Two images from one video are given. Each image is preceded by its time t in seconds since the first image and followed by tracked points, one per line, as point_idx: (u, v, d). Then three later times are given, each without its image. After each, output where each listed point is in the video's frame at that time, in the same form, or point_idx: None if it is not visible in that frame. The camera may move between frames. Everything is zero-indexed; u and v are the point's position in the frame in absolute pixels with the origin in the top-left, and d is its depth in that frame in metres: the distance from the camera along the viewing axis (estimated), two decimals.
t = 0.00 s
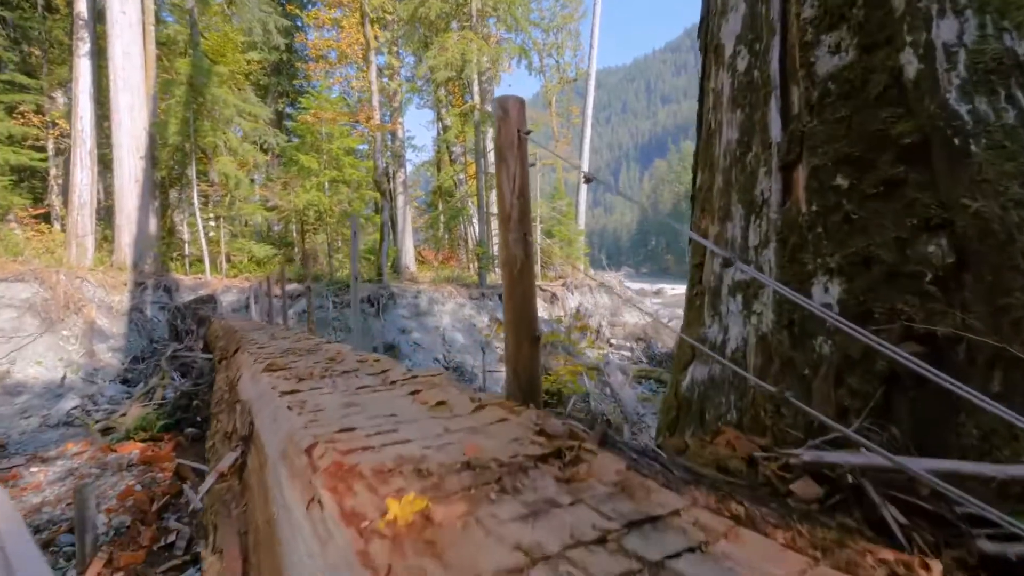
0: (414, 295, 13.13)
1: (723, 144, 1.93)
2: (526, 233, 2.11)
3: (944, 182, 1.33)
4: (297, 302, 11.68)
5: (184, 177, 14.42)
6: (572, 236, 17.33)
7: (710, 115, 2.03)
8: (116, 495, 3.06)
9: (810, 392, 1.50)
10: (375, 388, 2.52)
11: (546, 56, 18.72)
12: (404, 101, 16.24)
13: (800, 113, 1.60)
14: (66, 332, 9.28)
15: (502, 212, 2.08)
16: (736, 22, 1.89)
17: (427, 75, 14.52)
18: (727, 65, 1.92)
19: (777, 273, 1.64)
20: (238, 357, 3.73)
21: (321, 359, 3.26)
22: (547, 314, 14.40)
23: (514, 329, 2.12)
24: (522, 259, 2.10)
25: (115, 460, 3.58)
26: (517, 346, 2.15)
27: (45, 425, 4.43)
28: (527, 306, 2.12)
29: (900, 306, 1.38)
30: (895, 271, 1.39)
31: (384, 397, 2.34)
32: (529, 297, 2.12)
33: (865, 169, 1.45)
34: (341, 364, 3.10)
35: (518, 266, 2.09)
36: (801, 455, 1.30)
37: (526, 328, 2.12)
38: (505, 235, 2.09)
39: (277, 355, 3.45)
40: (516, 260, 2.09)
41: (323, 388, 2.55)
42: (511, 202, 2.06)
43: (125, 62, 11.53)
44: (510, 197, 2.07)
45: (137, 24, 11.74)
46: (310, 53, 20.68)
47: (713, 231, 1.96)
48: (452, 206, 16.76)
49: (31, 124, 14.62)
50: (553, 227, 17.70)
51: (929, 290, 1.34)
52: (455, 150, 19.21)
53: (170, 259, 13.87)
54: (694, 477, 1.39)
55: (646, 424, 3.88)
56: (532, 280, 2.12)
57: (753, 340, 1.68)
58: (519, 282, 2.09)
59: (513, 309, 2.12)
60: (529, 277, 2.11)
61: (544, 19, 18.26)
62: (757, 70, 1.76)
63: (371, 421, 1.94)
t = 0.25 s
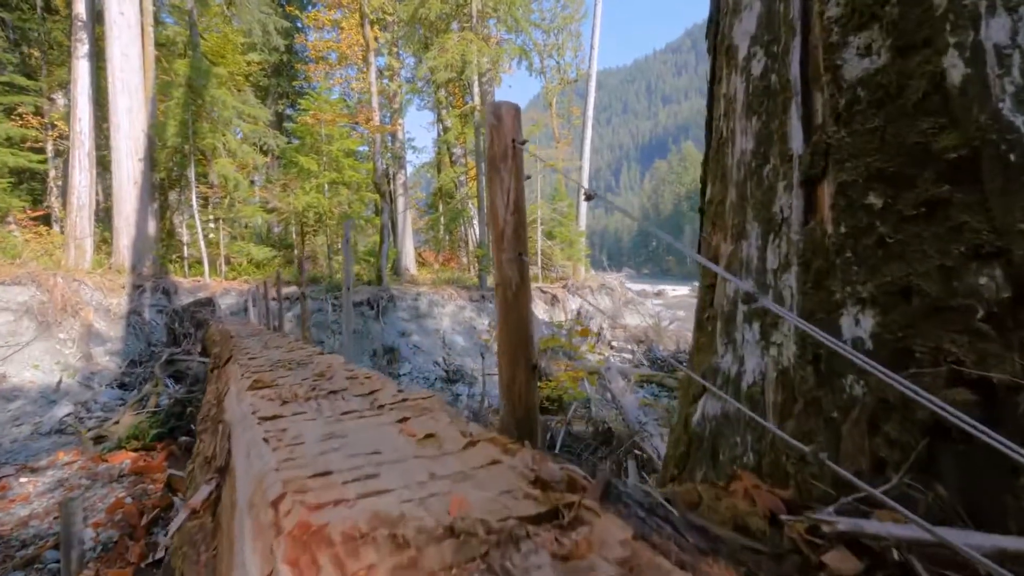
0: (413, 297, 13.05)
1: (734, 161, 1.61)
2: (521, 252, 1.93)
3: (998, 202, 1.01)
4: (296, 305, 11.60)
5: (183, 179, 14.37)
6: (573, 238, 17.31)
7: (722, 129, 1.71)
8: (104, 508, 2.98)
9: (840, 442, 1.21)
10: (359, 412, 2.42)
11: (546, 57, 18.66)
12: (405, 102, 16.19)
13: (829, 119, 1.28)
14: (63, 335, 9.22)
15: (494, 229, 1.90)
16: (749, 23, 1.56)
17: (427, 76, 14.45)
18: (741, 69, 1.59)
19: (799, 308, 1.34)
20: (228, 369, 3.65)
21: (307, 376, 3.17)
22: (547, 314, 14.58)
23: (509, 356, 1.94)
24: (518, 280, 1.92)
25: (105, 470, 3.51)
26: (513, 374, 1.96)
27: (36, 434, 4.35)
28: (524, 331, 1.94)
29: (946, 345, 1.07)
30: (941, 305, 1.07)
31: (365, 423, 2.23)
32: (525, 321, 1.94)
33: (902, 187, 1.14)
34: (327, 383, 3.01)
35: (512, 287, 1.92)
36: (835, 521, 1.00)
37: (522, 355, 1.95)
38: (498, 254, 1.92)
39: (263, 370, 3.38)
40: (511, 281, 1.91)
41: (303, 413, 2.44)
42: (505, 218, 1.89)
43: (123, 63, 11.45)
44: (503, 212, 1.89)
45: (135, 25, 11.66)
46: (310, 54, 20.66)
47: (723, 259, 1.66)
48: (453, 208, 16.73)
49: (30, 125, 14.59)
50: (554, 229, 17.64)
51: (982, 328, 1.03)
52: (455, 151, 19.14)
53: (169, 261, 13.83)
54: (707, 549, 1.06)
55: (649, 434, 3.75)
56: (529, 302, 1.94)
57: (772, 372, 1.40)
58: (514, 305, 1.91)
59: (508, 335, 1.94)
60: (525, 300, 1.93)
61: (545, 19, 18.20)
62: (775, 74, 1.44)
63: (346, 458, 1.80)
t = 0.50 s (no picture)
0: (413, 298, 12.98)
1: (746, 177, 1.20)
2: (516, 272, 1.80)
3: None
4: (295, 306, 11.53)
5: (182, 179, 14.30)
6: (574, 237, 17.28)
7: (725, 146, 1.31)
8: (93, 519, 2.91)
9: (872, 497, 0.86)
10: (345, 435, 2.40)
11: (547, 56, 18.59)
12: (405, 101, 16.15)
13: (860, 132, 0.90)
14: (61, 336, 9.17)
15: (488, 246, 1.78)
16: (765, 18, 1.14)
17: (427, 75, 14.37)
18: (754, 70, 1.17)
19: (822, 346, 0.96)
20: (217, 381, 3.62)
21: (295, 392, 3.14)
22: (548, 314, 14.54)
23: (503, 386, 1.79)
24: (512, 302, 1.78)
25: (98, 477, 3.45)
26: (505, 408, 1.80)
27: (28, 440, 4.29)
28: (518, 359, 1.79)
29: (998, 394, 0.73)
30: (993, 347, 0.74)
31: (349, 450, 2.21)
32: (519, 348, 1.79)
33: (942, 209, 0.80)
34: (314, 399, 2.99)
35: (506, 310, 1.78)
36: None
37: (516, 386, 1.79)
38: (491, 273, 1.79)
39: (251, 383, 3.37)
40: (505, 303, 1.78)
41: (286, 438, 2.40)
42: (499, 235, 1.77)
43: (121, 63, 11.36)
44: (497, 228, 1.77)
45: (133, 24, 11.57)
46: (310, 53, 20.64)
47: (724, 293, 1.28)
48: (453, 208, 16.72)
49: (29, 125, 14.53)
50: (555, 228, 17.58)
51: None
52: (456, 150, 19.06)
53: (168, 261, 13.78)
54: None
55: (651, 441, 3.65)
56: (524, 327, 1.80)
57: (792, 414, 1.01)
58: (508, 330, 1.77)
59: (500, 363, 1.79)
60: (520, 324, 1.79)
61: (546, 18, 18.13)
62: (795, 79, 1.04)
63: (324, 501, 1.75)
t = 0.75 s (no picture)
0: (416, 298, 12.93)
1: (764, 198, 1.06)
2: (511, 301, 1.71)
3: None
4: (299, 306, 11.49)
5: (186, 180, 14.30)
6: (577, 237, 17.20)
7: (741, 161, 1.18)
8: (88, 531, 2.85)
9: None
10: (331, 467, 2.34)
11: (551, 55, 18.50)
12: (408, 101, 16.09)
13: (905, 151, 0.77)
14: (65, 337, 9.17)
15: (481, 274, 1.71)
16: (787, 19, 1.00)
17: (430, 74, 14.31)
18: (775, 77, 1.03)
19: (858, 397, 0.83)
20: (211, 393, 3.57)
21: (286, 411, 3.09)
22: (552, 315, 14.50)
23: (497, 428, 1.70)
24: (507, 334, 1.70)
25: (95, 486, 3.40)
26: (500, 451, 1.70)
27: (26, 445, 4.25)
28: (513, 397, 1.70)
29: None
30: None
31: (334, 488, 2.14)
32: (514, 385, 1.70)
33: (1004, 245, 0.69)
34: (304, 420, 2.94)
35: (501, 343, 1.70)
36: None
37: (511, 428, 1.70)
38: (484, 303, 1.71)
39: (243, 398, 3.34)
40: (500, 336, 1.70)
41: (270, 470, 2.34)
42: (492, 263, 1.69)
43: (124, 63, 11.34)
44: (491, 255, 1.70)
45: (137, 24, 11.54)
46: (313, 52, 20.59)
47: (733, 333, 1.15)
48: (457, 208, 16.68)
49: (32, 125, 14.53)
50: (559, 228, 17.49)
51: None
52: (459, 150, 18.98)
53: (172, 262, 13.78)
54: None
55: (655, 449, 3.58)
56: (520, 361, 1.71)
57: (823, 470, 0.89)
58: (502, 366, 1.69)
59: (493, 402, 1.71)
60: (515, 358, 1.71)
61: (549, 17, 18.04)
62: (822, 88, 0.91)
63: (302, 558, 1.67)
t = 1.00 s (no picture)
0: (428, 300, 12.92)
1: (801, 228, 1.04)
2: (521, 345, 1.67)
3: None
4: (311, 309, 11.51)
5: (201, 182, 14.44)
6: (589, 239, 17.11)
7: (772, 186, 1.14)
8: (97, 541, 2.85)
9: None
10: (332, 504, 2.27)
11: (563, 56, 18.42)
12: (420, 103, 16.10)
13: (970, 186, 0.75)
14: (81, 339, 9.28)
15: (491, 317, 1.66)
16: (826, 31, 0.96)
17: (442, 76, 14.31)
18: (811, 97, 1.00)
19: (916, 465, 0.82)
20: (216, 407, 3.55)
21: (291, 431, 3.06)
22: (564, 317, 14.46)
23: (506, 483, 1.65)
24: (517, 381, 1.65)
25: (106, 493, 3.40)
26: (511, 507, 1.66)
27: (41, 450, 4.27)
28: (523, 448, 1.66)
29: None
30: None
31: (334, 529, 2.08)
32: (525, 436, 1.66)
33: None
34: (309, 442, 2.91)
35: (510, 392, 1.65)
36: None
37: (522, 483, 1.65)
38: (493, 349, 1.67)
39: (248, 416, 3.31)
40: (509, 384, 1.65)
41: (268, 506, 2.28)
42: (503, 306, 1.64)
43: (141, 68, 11.46)
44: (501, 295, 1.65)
45: (153, 29, 11.65)
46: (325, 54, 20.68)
47: (763, 379, 1.15)
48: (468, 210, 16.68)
49: (51, 129, 14.74)
50: (571, 230, 17.42)
51: None
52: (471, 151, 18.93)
53: (187, 264, 13.91)
54: None
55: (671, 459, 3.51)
56: (531, 409, 1.67)
57: (873, 543, 0.88)
58: (512, 415, 1.65)
59: (503, 455, 1.66)
60: (525, 407, 1.66)
61: (562, 17, 17.96)
62: (867, 111, 0.88)
63: None
